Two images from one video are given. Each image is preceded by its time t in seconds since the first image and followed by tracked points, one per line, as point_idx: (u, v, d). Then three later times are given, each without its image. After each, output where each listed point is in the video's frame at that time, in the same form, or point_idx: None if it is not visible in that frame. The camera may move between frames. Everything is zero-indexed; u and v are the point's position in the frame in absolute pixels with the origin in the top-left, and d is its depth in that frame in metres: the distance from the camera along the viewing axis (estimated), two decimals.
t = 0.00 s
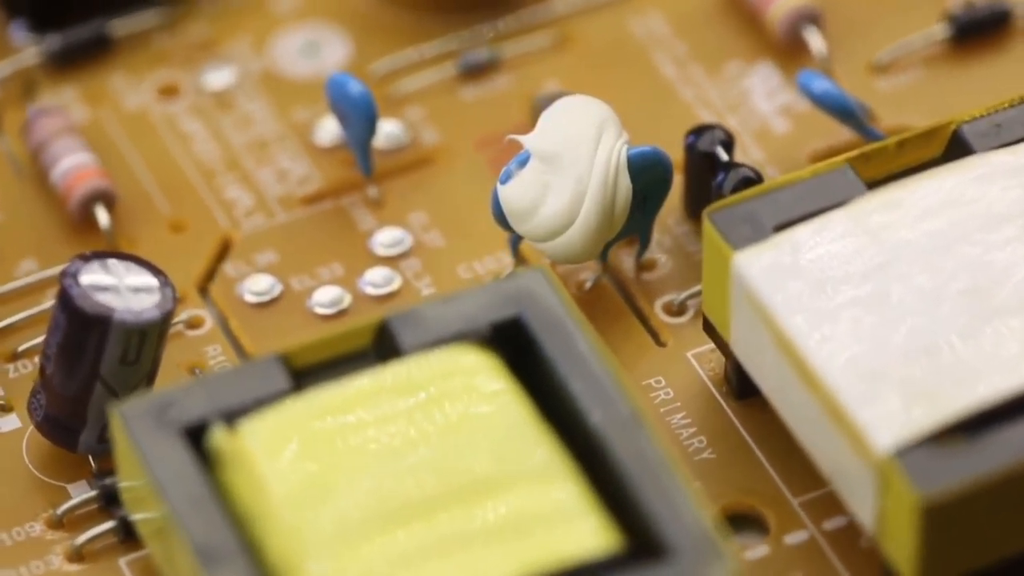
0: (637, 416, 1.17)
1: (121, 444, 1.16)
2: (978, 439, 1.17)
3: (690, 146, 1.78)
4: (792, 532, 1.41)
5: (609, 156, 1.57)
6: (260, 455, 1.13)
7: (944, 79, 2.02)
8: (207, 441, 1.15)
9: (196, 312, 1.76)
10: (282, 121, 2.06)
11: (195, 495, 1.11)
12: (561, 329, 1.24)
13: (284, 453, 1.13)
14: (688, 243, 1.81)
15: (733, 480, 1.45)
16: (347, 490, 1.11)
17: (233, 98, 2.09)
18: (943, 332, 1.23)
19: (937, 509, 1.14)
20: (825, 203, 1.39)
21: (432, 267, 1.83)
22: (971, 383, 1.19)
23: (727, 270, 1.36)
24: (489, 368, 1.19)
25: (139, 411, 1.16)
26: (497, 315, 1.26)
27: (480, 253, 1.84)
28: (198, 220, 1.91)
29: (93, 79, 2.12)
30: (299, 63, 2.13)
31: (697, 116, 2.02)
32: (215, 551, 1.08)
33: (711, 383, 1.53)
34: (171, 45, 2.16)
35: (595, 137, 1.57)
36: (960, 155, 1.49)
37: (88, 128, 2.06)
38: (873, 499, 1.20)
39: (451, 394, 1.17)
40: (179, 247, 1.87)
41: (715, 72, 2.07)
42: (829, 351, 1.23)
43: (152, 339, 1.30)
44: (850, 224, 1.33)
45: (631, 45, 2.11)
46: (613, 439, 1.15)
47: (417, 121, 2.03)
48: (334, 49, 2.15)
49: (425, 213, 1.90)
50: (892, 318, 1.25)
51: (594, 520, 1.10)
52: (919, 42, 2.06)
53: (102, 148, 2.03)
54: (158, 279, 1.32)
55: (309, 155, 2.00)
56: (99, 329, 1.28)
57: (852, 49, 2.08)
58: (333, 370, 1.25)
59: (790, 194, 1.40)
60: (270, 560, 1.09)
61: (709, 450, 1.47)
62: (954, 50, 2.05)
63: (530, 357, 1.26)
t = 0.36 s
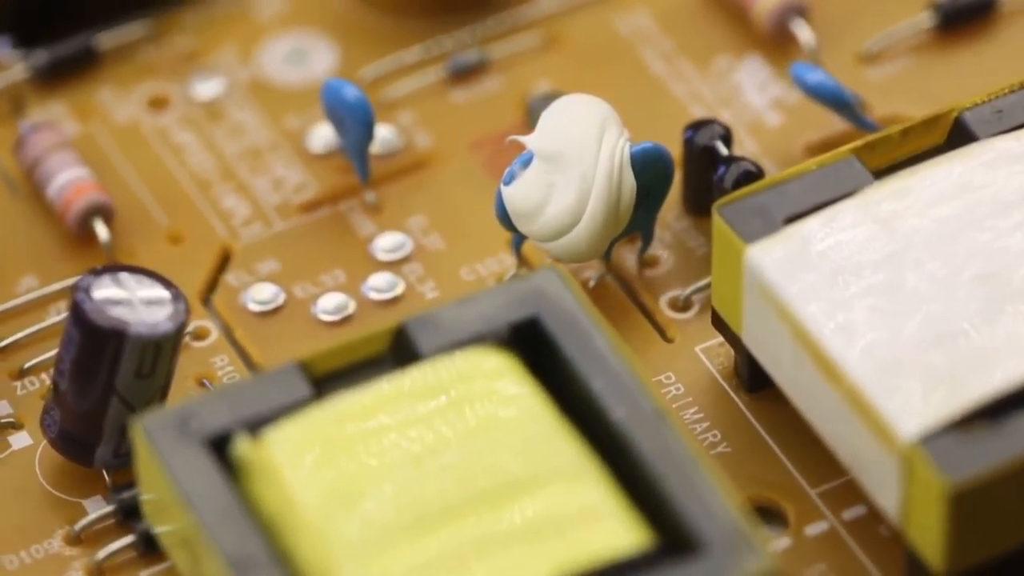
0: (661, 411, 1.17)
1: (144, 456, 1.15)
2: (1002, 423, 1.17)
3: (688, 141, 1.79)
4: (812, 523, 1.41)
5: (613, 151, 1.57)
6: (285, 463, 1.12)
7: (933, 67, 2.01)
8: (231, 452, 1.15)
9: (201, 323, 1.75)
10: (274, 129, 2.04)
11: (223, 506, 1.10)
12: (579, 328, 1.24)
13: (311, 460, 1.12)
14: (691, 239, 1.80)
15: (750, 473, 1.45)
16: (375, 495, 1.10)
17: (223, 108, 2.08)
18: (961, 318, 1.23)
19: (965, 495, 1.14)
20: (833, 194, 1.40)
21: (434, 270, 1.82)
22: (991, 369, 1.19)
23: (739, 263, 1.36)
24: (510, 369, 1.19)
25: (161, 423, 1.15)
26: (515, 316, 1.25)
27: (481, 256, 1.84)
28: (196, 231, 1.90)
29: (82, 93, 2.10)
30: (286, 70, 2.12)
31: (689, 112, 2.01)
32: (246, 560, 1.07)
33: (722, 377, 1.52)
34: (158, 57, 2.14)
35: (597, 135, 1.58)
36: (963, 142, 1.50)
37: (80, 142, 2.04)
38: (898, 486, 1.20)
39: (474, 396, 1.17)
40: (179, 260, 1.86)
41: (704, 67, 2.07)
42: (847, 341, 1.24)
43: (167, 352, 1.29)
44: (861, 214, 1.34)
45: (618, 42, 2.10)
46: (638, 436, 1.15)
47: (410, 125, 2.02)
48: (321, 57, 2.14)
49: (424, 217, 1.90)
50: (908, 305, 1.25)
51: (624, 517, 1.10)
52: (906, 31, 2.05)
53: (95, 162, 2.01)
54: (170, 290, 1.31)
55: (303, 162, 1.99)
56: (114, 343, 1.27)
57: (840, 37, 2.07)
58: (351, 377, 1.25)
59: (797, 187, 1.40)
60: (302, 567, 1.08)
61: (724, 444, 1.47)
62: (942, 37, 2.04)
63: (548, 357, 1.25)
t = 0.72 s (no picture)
0: (683, 407, 1.17)
1: (167, 468, 1.15)
2: None
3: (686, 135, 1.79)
4: (831, 513, 1.42)
5: (615, 149, 1.58)
6: (311, 470, 1.12)
7: (920, 56, 2.02)
8: (255, 461, 1.14)
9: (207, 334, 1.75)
10: (266, 137, 2.03)
11: (253, 516, 1.10)
12: (595, 325, 1.24)
13: (337, 466, 1.12)
14: (692, 234, 1.82)
15: (766, 466, 1.46)
16: (404, 498, 1.10)
17: (213, 117, 2.06)
18: (978, 304, 1.24)
19: (992, 479, 1.15)
20: (841, 185, 1.40)
21: (437, 274, 1.82)
22: (1011, 353, 1.21)
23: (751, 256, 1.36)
24: (530, 369, 1.19)
25: (183, 434, 1.15)
26: (530, 315, 1.25)
27: (482, 257, 1.84)
28: (196, 242, 1.89)
29: (70, 107, 2.08)
30: (273, 78, 2.10)
31: (681, 107, 2.01)
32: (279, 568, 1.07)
33: (732, 370, 1.52)
34: (144, 68, 2.12)
35: (599, 134, 1.58)
36: (965, 129, 1.52)
37: (72, 156, 2.02)
38: (922, 473, 1.21)
39: (496, 397, 1.17)
40: (180, 272, 1.86)
41: (693, 62, 2.06)
42: (865, 331, 1.24)
43: (182, 364, 1.29)
44: (871, 202, 1.34)
45: (604, 41, 2.10)
46: (663, 432, 1.16)
47: (402, 129, 2.02)
48: (308, 62, 2.12)
49: (423, 221, 1.90)
50: (924, 292, 1.26)
51: (654, 515, 1.10)
52: (892, 20, 2.05)
53: (88, 176, 1.99)
54: (182, 302, 1.31)
55: (298, 170, 1.98)
56: (130, 356, 1.27)
57: (827, 28, 2.07)
58: (368, 382, 1.24)
59: (803, 178, 1.41)
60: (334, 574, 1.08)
61: (739, 438, 1.47)
62: (928, 25, 2.04)
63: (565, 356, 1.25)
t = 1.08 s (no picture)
0: (704, 401, 1.17)
1: (192, 481, 1.14)
2: None
3: (684, 130, 1.81)
4: (848, 503, 1.42)
5: (618, 147, 1.59)
6: (337, 477, 1.12)
7: (907, 45, 2.02)
8: (280, 470, 1.14)
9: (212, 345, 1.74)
10: (259, 146, 2.02)
11: (282, 526, 1.10)
12: (612, 322, 1.24)
13: (363, 472, 1.12)
14: (692, 227, 1.83)
15: (781, 458, 1.46)
16: (433, 503, 1.10)
17: (204, 128, 2.05)
18: (992, 290, 1.25)
19: (1015, 464, 1.17)
20: (847, 175, 1.41)
21: (439, 277, 1.82)
22: None
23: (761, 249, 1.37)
24: (551, 369, 1.19)
25: (206, 445, 1.14)
26: (547, 314, 1.25)
27: (484, 258, 1.84)
28: (196, 253, 1.88)
29: (61, 122, 2.07)
30: (262, 86, 2.09)
31: (673, 103, 2.02)
32: None
33: (740, 363, 1.52)
34: (133, 81, 2.11)
35: (602, 132, 1.59)
36: (966, 116, 1.54)
37: (65, 172, 2.00)
38: (944, 460, 1.23)
39: (518, 398, 1.17)
40: (180, 284, 1.85)
41: (682, 58, 2.06)
42: (881, 321, 1.25)
43: (198, 375, 1.28)
44: (879, 191, 1.35)
45: (591, 39, 2.10)
46: (686, 427, 1.16)
47: (395, 134, 2.01)
48: (296, 70, 2.11)
49: (422, 224, 1.90)
50: (937, 279, 1.27)
51: (682, 511, 1.10)
52: (879, 9, 2.05)
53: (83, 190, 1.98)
54: (196, 313, 1.30)
55: (293, 177, 1.97)
56: (147, 369, 1.26)
57: (813, 19, 2.08)
58: (386, 385, 1.24)
59: (809, 170, 1.41)
60: None
61: (752, 431, 1.48)
62: (914, 13, 2.05)
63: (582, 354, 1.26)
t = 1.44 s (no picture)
0: (724, 396, 1.18)
1: (216, 490, 1.14)
2: None
3: (682, 126, 1.82)
4: (865, 492, 1.43)
5: (621, 145, 1.59)
6: (362, 482, 1.12)
7: (895, 35, 2.03)
8: (303, 477, 1.14)
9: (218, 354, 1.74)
10: (253, 153, 2.02)
11: (310, 533, 1.09)
12: (627, 320, 1.24)
13: (388, 476, 1.11)
14: (691, 224, 1.85)
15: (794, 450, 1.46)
16: (460, 504, 1.10)
17: (197, 138, 2.04)
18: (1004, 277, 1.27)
19: None
20: (853, 166, 1.42)
21: (442, 279, 1.82)
22: None
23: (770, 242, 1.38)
24: (569, 369, 1.19)
25: (228, 454, 1.14)
26: (561, 314, 1.26)
27: (485, 260, 1.85)
28: (195, 263, 1.88)
29: (52, 136, 2.06)
30: (252, 95, 2.08)
31: (665, 99, 2.02)
32: None
33: (748, 356, 1.52)
34: (122, 93, 2.10)
35: (603, 130, 1.59)
36: (966, 103, 1.55)
37: (59, 185, 1.99)
38: (965, 446, 1.23)
39: (539, 398, 1.17)
40: (181, 294, 1.84)
41: (670, 54, 2.07)
42: (896, 310, 1.26)
43: (214, 385, 1.28)
44: (886, 181, 1.36)
45: (578, 39, 2.11)
46: (708, 421, 1.16)
47: (389, 138, 2.01)
48: (286, 77, 2.10)
49: (421, 227, 1.90)
50: (949, 266, 1.28)
51: (708, 505, 1.10)
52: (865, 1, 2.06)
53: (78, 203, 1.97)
54: (208, 323, 1.30)
55: (289, 185, 1.97)
56: (163, 380, 1.26)
57: (800, 12, 2.09)
58: (404, 391, 1.24)
59: (816, 159, 1.43)
60: None
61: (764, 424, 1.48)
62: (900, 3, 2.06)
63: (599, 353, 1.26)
